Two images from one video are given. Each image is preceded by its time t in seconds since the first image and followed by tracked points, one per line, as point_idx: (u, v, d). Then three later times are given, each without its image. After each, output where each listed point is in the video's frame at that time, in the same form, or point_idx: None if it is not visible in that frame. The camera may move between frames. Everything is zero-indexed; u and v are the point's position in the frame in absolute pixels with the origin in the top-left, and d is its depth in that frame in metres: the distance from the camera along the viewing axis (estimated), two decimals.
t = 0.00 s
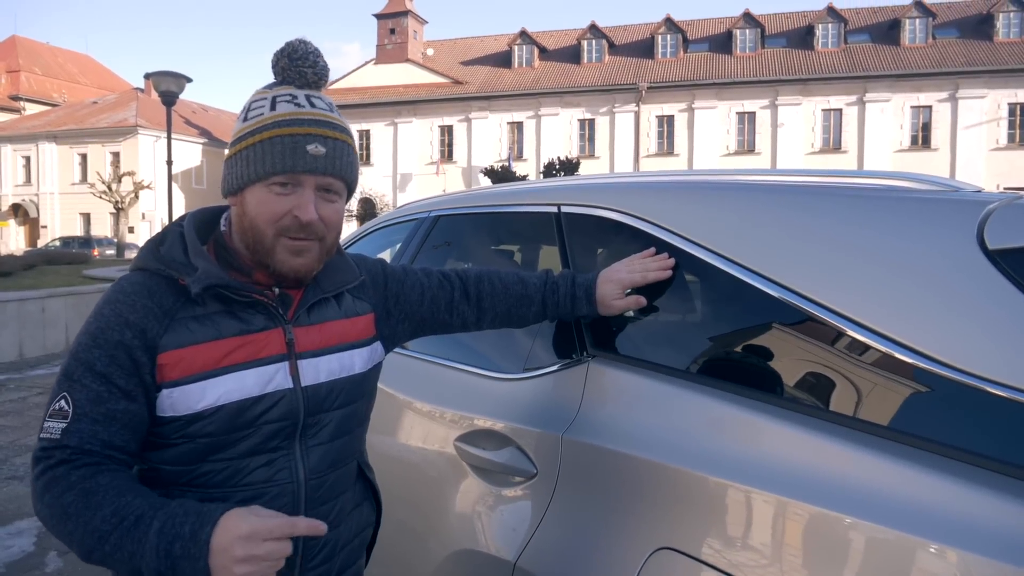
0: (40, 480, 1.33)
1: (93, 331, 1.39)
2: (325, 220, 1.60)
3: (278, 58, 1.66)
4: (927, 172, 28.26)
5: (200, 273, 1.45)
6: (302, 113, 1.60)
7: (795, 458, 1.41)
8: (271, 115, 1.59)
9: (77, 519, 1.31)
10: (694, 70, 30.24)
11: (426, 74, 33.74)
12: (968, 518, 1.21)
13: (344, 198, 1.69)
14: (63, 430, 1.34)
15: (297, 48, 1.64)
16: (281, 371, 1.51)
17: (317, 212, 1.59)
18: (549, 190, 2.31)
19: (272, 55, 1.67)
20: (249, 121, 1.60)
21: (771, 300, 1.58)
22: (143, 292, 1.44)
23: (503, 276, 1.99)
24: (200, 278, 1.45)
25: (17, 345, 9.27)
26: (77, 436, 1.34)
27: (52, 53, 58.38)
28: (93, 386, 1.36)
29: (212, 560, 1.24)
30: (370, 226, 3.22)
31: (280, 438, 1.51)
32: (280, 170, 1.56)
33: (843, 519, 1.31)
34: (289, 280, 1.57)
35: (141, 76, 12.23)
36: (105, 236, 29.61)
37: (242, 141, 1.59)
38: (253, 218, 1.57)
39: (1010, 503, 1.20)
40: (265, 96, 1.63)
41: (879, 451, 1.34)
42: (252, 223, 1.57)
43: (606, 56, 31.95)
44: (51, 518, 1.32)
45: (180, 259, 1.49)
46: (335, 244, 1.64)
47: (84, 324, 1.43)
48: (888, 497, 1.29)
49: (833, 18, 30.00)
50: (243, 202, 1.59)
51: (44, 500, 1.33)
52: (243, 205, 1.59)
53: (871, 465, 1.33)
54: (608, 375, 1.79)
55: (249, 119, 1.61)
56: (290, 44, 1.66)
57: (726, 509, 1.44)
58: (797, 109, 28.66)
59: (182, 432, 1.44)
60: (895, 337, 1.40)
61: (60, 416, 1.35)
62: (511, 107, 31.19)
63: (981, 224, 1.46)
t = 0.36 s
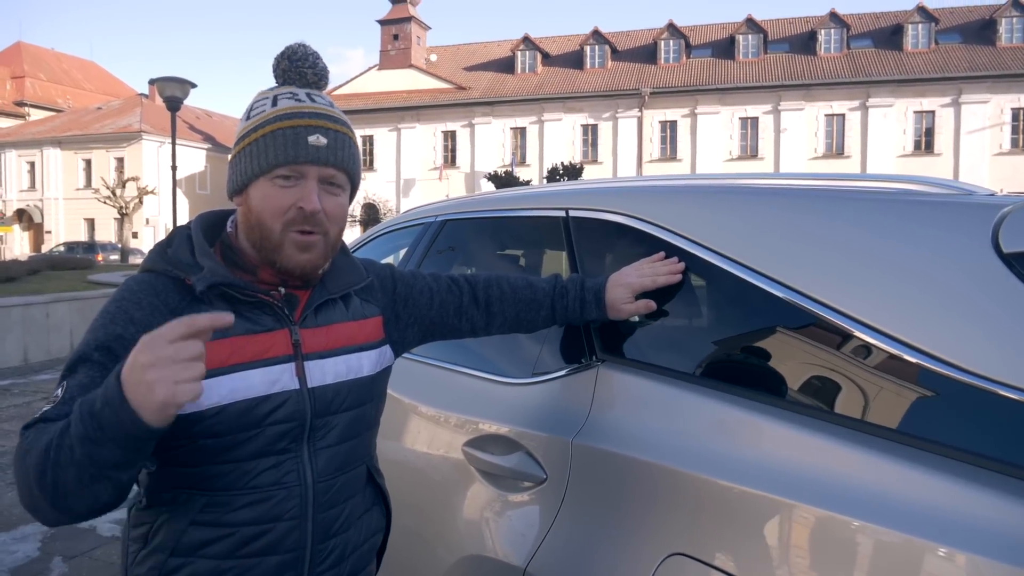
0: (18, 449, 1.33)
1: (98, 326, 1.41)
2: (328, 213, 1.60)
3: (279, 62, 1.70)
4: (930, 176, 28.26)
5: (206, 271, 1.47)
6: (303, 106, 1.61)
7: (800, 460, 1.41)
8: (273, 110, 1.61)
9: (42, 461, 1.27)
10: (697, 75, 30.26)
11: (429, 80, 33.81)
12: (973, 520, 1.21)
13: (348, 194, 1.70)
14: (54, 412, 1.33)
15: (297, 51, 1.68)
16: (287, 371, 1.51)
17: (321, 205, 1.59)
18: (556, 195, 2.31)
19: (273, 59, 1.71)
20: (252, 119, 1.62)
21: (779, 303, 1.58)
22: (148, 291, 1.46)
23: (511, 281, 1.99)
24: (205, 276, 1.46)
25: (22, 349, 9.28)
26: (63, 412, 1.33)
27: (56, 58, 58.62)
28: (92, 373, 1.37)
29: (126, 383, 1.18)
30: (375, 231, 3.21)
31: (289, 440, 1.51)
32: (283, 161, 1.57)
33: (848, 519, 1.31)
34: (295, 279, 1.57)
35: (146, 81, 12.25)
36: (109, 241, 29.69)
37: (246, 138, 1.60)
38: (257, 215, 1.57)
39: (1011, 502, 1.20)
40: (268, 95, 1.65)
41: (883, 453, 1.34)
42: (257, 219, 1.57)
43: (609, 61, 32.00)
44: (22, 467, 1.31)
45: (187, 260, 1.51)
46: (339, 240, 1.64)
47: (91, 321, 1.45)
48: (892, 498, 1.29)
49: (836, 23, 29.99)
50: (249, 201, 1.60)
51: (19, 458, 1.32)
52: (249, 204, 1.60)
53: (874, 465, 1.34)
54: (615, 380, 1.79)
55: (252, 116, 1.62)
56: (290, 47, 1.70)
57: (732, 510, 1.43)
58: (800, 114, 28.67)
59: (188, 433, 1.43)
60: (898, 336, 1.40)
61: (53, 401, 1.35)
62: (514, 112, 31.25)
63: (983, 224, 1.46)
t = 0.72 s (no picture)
0: (44, 458, 1.34)
1: (115, 331, 1.42)
2: (341, 222, 1.61)
3: (294, 64, 1.69)
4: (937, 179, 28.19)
5: (220, 276, 1.47)
6: (316, 115, 1.61)
7: (808, 460, 1.41)
8: (287, 117, 1.60)
9: (77, 486, 1.28)
10: (702, 78, 30.23)
11: (435, 83, 33.89)
12: (976, 518, 1.22)
13: (361, 202, 1.70)
14: (73, 418, 1.35)
15: (313, 53, 1.67)
16: (300, 377, 1.51)
17: (334, 214, 1.60)
18: (564, 196, 2.31)
19: (288, 61, 1.70)
20: (265, 125, 1.62)
21: (790, 304, 1.57)
22: (164, 296, 1.46)
23: (521, 283, 1.98)
24: (220, 282, 1.46)
25: (30, 352, 9.33)
26: (82, 415, 1.35)
27: (64, 62, 58.95)
28: (112, 379, 1.39)
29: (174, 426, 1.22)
30: (382, 233, 3.21)
31: (301, 443, 1.51)
32: (296, 172, 1.57)
33: (856, 520, 1.30)
34: (307, 284, 1.57)
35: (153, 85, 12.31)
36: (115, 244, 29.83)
37: (259, 144, 1.60)
38: (271, 223, 1.58)
39: (1009, 498, 1.21)
40: (282, 100, 1.65)
41: (890, 452, 1.34)
42: (270, 228, 1.58)
43: (614, 64, 32.03)
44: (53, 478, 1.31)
45: (201, 263, 1.51)
46: (352, 247, 1.63)
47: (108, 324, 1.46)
48: (896, 497, 1.29)
49: (842, 25, 29.92)
50: (261, 206, 1.60)
51: (46, 470, 1.33)
52: (261, 209, 1.60)
53: (880, 465, 1.34)
54: (625, 380, 1.79)
55: (266, 122, 1.62)
56: (306, 49, 1.69)
57: (742, 511, 1.43)
58: (806, 117, 28.63)
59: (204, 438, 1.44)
60: (903, 335, 1.40)
61: (74, 407, 1.36)
62: (519, 115, 31.30)
63: (988, 223, 1.45)
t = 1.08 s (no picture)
0: (61, 467, 1.31)
1: (127, 332, 1.42)
2: (351, 227, 1.62)
3: (308, 66, 1.70)
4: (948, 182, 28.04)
5: (233, 278, 1.48)
6: (330, 120, 1.62)
7: (814, 460, 1.41)
8: (300, 123, 1.62)
9: (93, 516, 1.24)
10: (711, 82, 30.17)
11: (444, 87, 33.98)
12: (983, 516, 1.22)
13: (372, 208, 1.71)
14: (87, 421, 1.34)
15: (328, 55, 1.68)
16: (309, 377, 1.53)
17: (343, 222, 1.61)
18: (571, 199, 2.32)
19: (302, 64, 1.71)
20: (278, 129, 1.63)
21: (799, 304, 1.57)
22: (176, 295, 1.47)
23: (530, 283, 2.00)
24: (232, 283, 1.47)
25: (42, 353, 9.40)
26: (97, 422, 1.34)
27: (76, 66, 59.44)
28: (127, 379, 1.38)
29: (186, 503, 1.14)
30: (391, 235, 3.23)
31: (309, 442, 1.53)
32: (309, 177, 1.58)
33: (866, 519, 1.30)
34: (317, 287, 1.59)
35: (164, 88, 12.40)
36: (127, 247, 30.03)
37: (272, 149, 1.61)
38: (282, 225, 1.59)
39: (1014, 495, 1.22)
40: (295, 104, 1.66)
41: (896, 451, 1.35)
42: (282, 231, 1.59)
43: (623, 68, 32.05)
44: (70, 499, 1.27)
45: (212, 265, 1.52)
46: (361, 251, 1.65)
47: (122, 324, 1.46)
48: (900, 493, 1.30)
49: (852, 28, 29.78)
50: (272, 210, 1.62)
51: (65, 482, 1.29)
52: (273, 212, 1.62)
53: (887, 464, 1.34)
54: (633, 380, 1.79)
55: (279, 126, 1.64)
56: (321, 52, 1.70)
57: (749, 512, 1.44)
58: (816, 120, 28.55)
59: (215, 434, 1.46)
60: (907, 333, 1.41)
61: (90, 409, 1.36)
62: (528, 118, 31.33)
63: (995, 225, 1.46)
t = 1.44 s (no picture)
0: (67, 425, 1.33)
1: (142, 315, 1.46)
2: (370, 230, 1.65)
3: (329, 68, 1.72)
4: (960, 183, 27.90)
5: (249, 269, 1.51)
6: (355, 127, 1.65)
7: (826, 457, 1.42)
8: (326, 128, 1.64)
9: (100, 449, 1.26)
10: (720, 82, 30.11)
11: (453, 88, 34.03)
12: (985, 509, 1.24)
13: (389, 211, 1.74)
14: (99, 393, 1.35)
15: (350, 59, 1.70)
16: (323, 366, 1.55)
17: (365, 225, 1.64)
18: (582, 199, 2.33)
19: (323, 66, 1.73)
20: (303, 131, 1.65)
21: (807, 304, 1.59)
22: (194, 286, 1.50)
23: (541, 283, 2.01)
24: (248, 273, 1.50)
25: (55, 354, 9.49)
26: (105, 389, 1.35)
27: (87, 69, 59.85)
28: (140, 360, 1.40)
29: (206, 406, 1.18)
30: (402, 235, 3.25)
31: (324, 434, 1.55)
32: (334, 183, 1.61)
33: (876, 513, 1.31)
34: (334, 285, 1.61)
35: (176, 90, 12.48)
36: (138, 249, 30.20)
37: (295, 150, 1.64)
38: (304, 227, 1.61)
39: (1010, 488, 1.24)
40: (318, 106, 1.68)
41: (906, 446, 1.36)
42: (303, 232, 1.62)
43: (632, 69, 32.05)
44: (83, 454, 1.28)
45: (230, 258, 1.55)
46: (377, 251, 1.68)
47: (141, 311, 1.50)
48: (903, 488, 1.32)
49: (862, 28, 29.65)
50: (293, 210, 1.64)
51: (70, 431, 1.31)
52: (293, 213, 1.64)
53: (893, 458, 1.36)
54: (643, 380, 1.80)
55: (303, 129, 1.66)
56: (342, 55, 1.72)
57: (761, 506, 1.45)
58: (826, 121, 28.46)
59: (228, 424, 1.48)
60: (910, 328, 1.43)
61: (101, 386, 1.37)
62: (537, 120, 31.35)
63: (1000, 224, 1.47)
